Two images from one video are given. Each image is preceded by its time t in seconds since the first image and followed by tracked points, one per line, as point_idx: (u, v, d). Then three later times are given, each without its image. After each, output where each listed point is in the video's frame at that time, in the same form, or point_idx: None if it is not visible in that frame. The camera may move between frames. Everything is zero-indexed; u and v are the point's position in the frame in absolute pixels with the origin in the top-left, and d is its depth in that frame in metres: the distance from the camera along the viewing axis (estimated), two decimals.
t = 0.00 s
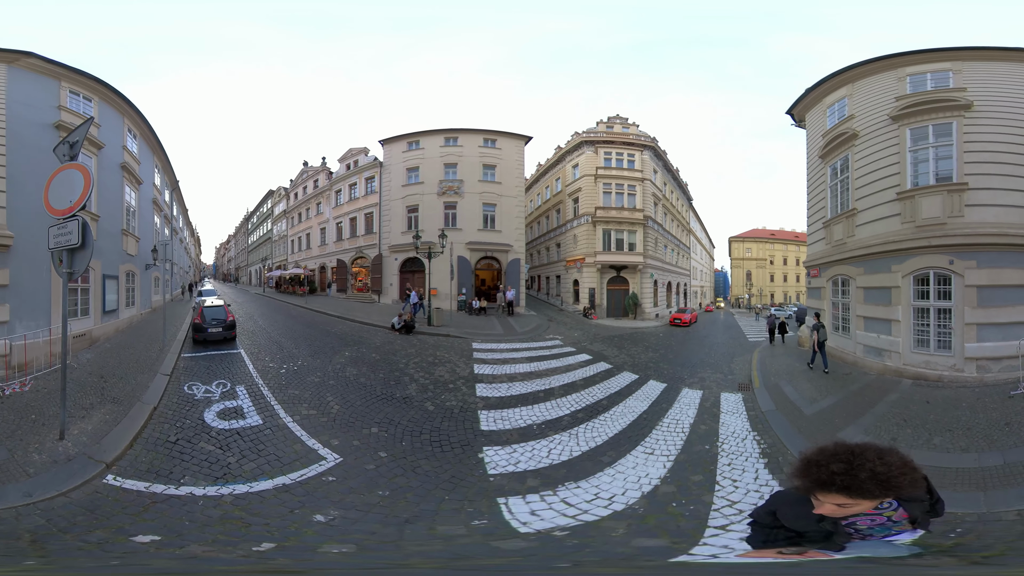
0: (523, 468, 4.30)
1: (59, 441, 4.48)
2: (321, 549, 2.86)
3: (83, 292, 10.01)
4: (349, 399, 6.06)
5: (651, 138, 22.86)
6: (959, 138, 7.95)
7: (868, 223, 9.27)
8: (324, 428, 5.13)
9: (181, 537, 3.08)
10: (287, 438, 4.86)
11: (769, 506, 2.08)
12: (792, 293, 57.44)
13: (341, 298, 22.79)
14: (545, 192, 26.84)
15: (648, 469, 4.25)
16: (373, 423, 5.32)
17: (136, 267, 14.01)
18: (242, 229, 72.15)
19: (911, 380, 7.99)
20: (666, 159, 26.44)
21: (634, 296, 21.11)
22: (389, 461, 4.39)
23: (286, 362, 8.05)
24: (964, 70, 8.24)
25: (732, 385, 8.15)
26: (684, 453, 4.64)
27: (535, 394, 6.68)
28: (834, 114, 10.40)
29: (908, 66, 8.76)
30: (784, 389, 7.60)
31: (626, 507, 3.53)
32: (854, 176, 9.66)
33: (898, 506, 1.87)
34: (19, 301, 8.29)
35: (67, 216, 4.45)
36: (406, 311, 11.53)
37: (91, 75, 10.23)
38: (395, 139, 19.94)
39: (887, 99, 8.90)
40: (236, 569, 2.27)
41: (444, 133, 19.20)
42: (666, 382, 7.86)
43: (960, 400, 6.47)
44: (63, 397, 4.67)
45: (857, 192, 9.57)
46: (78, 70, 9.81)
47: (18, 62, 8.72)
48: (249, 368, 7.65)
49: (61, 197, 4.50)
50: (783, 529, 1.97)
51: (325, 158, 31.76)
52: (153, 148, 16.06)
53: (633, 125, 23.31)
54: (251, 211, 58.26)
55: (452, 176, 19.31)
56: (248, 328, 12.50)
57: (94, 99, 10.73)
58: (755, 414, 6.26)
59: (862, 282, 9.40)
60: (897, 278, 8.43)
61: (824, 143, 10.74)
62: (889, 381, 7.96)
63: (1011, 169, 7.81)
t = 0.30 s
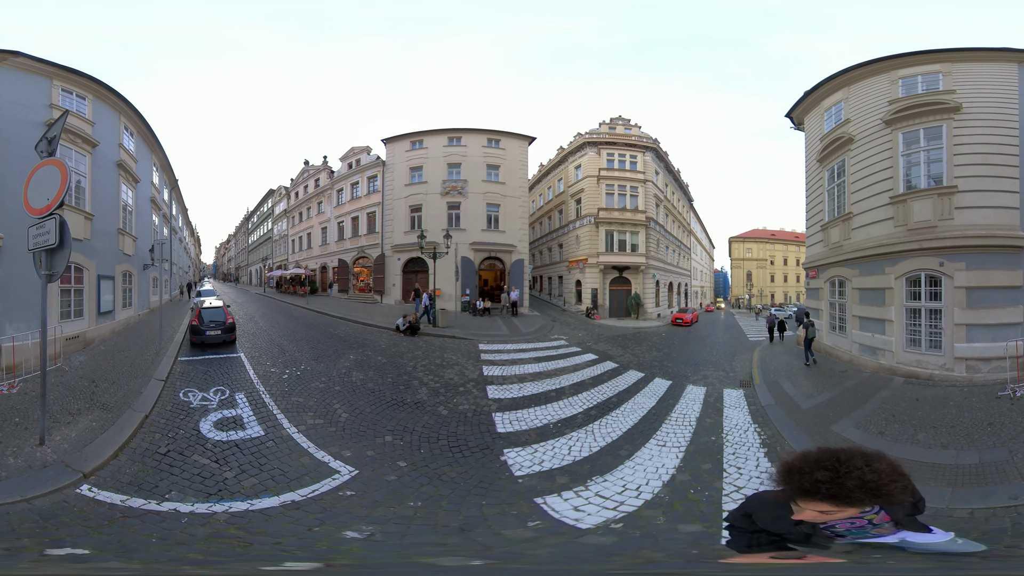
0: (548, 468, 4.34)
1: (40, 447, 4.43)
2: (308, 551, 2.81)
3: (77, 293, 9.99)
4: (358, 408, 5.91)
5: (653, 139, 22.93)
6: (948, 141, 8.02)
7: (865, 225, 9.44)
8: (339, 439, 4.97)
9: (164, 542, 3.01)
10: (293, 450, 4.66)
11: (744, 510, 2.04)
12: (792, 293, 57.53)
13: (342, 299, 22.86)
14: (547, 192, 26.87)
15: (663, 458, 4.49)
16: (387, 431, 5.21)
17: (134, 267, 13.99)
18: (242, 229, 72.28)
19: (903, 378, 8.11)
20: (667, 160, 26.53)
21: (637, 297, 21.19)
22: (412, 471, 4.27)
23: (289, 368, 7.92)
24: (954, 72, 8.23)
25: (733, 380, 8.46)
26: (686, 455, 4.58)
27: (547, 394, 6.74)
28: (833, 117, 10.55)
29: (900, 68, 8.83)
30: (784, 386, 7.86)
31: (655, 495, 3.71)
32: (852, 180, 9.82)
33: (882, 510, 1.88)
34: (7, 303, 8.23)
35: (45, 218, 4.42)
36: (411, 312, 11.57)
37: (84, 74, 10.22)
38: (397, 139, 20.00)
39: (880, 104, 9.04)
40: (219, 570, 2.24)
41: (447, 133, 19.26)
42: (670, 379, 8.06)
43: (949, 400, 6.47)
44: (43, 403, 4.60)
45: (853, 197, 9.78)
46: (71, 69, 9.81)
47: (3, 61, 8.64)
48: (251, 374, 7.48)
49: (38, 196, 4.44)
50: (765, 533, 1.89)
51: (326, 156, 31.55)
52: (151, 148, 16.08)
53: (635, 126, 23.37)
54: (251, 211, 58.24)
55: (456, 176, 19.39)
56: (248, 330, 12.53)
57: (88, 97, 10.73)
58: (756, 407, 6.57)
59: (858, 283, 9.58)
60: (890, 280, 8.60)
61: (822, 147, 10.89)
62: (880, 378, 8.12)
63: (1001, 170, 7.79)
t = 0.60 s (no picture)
0: (577, 465, 4.41)
1: (15, 448, 4.40)
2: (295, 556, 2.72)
3: (68, 294, 9.90)
4: (367, 415, 5.63)
5: (655, 140, 23.00)
6: (939, 144, 8.09)
7: (858, 228, 9.60)
8: (353, 450, 4.67)
9: (141, 548, 2.86)
10: (298, 466, 4.32)
11: (750, 510, 1.94)
12: (793, 293, 57.58)
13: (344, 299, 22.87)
14: (550, 192, 26.87)
15: (678, 447, 4.81)
16: (403, 441, 4.96)
17: (131, 266, 13.88)
18: (243, 230, 72.36)
19: (896, 374, 8.23)
20: (669, 161, 26.58)
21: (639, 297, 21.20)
22: (441, 483, 4.05)
23: (292, 371, 7.62)
24: (945, 75, 8.29)
25: (736, 376, 8.80)
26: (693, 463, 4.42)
27: (559, 393, 6.78)
28: (830, 121, 10.65)
29: (893, 72, 8.90)
30: (785, 381, 8.10)
31: (679, 482, 3.97)
32: (847, 183, 9.92)
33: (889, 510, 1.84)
34: None
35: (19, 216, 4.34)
36: (416, 313, 11.53)
37: (75, 72, 10.15)
38: (400, 137, 19.98)
39: (873, 107, 9.17)
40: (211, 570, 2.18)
41: (450, 133, 19.32)
42: (677, 376, 8.28)
43: (938, 397, 6.46)
44: (18, 405, 4.57)
45: (849, 201, 9.91)
46: (62, 68, 9.76)
47: None
48: (252, 379, 7.13)
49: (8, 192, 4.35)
50: (767, 534, 1.80)
51: (326, 156, 31.50)
52: (148, 146, 15.98)
53: (637, 127, 23.44)
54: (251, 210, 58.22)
55: (460, 175, 19.44)
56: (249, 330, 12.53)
57: (82, 95, 10.67)
58: (758, 400, 6.89)
59: (854, 283, 9.71)
60: (884, 280, 8.74)
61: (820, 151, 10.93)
62: (873, 375, 8.26)
63: (993, 171, 7.77)
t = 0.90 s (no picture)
0: (600, 460, 4.50)
1: None
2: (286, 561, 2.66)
3: (60, 296, 9.84)
4: (378, 425, 5.36)
5: (657, 141, 23.09)
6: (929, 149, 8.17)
7: (855, 232, 9.78)
8: (373, 463, 4.44)
9: (124, 554, 2.79)
10: (307, 483, 4.00)
11: (751, 505, 1.94)
12: (793, 293, 57.65)
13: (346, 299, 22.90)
14: (552, 193, 26.86)
15: (688, 437, 5.07)
16: (423, 450, 4.75)
17: (127, 267, 13.77)
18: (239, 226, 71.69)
19: (890, 372, 8.42)
20: (670, 162, 26.67)
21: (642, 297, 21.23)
22: (475, 491, 3.91)
23: (298, 377, 7.34)
24: (935, 78, 8.32)
25: (738, 373, 9.05)
26: (699, 464, 4.37)
27: (571, 392, 6.83)
28: (828, 125, 10.80)
29: (886, 76, 9.03)
30: (784, 378, 8.32)
31: (693, 470, 4.19)
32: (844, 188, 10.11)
33: (886, 510, 1.83)
34: None
35: None
36: (421, 316, 11.45)
37: (65, 70, 10.05)
38: (403, 136, 19.99)
39: (868, 111, 9.31)
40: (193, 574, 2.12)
41: (454, 132, 19.39)
42: (680, 373, 8.44)
43: (934, 397, 6.44)
44: None
45: (845, 205, 10.08)
46: (51, 66, 9.67)
47: None
48: (255, 386, 6.82)
49: None
50: (763, 529, 1.83)
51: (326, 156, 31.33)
52: (145, 144, 15.88)
53: (639, 128, 23.54)
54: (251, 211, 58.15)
55: (463, 175, 19.50)
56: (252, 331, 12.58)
57: (73, 94, 10.58)
58: (759, 396, 7.12)
59: (850, 284, 9.90)
60: (878, 282, 8.91)
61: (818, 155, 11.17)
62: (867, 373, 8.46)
63: (983, 174, 7.80)
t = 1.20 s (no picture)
0: (620, 453, 4.60)
1: None
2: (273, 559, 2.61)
3: (52, 295, 9.83)
4: (390, 431, 5.14)
5: (659, 142, 23.20)
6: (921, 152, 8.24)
7: (851, 233, 9.91)
8: (396, 471, 4.25)
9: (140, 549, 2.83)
10: (315, 499, 3.69)
11: (750, 501, 1.91)
12: (793, 293, 57.65)
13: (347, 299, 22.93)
14: (554, 193, 26.88)
15: (698, 425, 5.35)
16: (446, 455, 4.60)
17: (123, 266, 13.69)
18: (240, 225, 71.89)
19: (885, 368, 8.54)
20: (672, 163, 26.72)
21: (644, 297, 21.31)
22: (512, 493, 3.83)
23: (303, 381, 7.03)
24: (927, 80, 8.40)
25: (740, 369, 9.23)
26: (707, 462, 4.30)
27: (582, 390, 6.88)
28: (827, 127, 10.93)
29: (881, 78, 9.15)
30: (784, 373, 8.50)
31: (704, 458, 4.38)
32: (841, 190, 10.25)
33: (880, 508, 1.79)
34: None
35: None
36: (426, 316, 11.32)
37: (55, 68, 10.03)
38: (406, 135, 20.05)
39: (863, 114, 9.48)
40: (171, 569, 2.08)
41: (458, 131, 19.44)
42: (684, 369, 8.63)
43: (930, 393, 6.42)
44: None
45: (843, 207, 10.22)
46: (41, 65, 9.68)
47: None
48: (256, 391, 6.52)
49: None
50: (764, 526, 1.80)
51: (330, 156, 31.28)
52: (143, 142, 15.84)
53: (641, 129, 23.62)
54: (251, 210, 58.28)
55: (466, 174, 19.58)
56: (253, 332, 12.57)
57: (66, 92, 10.55)
58: (760, 390, 7.36)
59: (847, 284, 10.01)
60: (873, 281, 9.05)
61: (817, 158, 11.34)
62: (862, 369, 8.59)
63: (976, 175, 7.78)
